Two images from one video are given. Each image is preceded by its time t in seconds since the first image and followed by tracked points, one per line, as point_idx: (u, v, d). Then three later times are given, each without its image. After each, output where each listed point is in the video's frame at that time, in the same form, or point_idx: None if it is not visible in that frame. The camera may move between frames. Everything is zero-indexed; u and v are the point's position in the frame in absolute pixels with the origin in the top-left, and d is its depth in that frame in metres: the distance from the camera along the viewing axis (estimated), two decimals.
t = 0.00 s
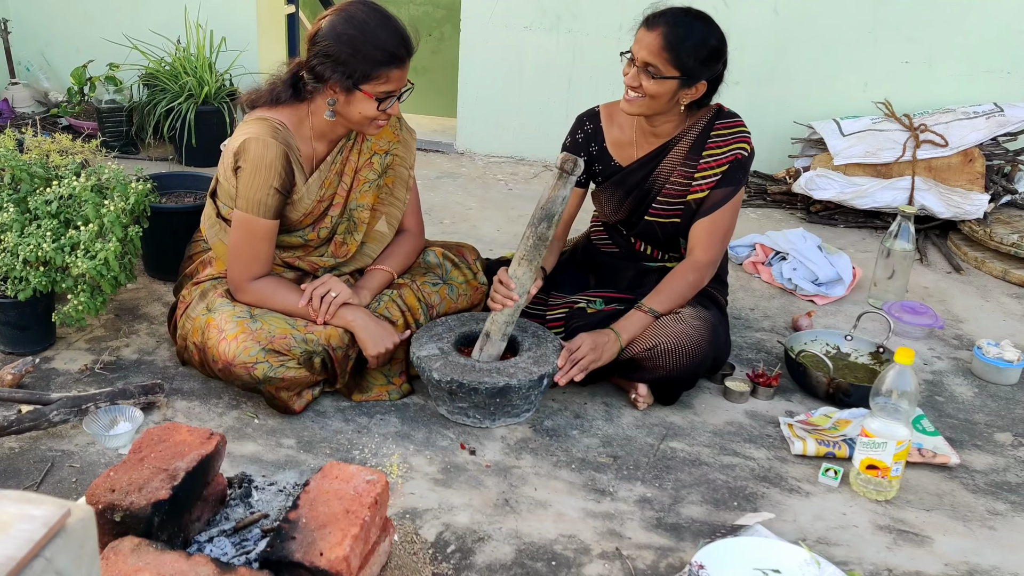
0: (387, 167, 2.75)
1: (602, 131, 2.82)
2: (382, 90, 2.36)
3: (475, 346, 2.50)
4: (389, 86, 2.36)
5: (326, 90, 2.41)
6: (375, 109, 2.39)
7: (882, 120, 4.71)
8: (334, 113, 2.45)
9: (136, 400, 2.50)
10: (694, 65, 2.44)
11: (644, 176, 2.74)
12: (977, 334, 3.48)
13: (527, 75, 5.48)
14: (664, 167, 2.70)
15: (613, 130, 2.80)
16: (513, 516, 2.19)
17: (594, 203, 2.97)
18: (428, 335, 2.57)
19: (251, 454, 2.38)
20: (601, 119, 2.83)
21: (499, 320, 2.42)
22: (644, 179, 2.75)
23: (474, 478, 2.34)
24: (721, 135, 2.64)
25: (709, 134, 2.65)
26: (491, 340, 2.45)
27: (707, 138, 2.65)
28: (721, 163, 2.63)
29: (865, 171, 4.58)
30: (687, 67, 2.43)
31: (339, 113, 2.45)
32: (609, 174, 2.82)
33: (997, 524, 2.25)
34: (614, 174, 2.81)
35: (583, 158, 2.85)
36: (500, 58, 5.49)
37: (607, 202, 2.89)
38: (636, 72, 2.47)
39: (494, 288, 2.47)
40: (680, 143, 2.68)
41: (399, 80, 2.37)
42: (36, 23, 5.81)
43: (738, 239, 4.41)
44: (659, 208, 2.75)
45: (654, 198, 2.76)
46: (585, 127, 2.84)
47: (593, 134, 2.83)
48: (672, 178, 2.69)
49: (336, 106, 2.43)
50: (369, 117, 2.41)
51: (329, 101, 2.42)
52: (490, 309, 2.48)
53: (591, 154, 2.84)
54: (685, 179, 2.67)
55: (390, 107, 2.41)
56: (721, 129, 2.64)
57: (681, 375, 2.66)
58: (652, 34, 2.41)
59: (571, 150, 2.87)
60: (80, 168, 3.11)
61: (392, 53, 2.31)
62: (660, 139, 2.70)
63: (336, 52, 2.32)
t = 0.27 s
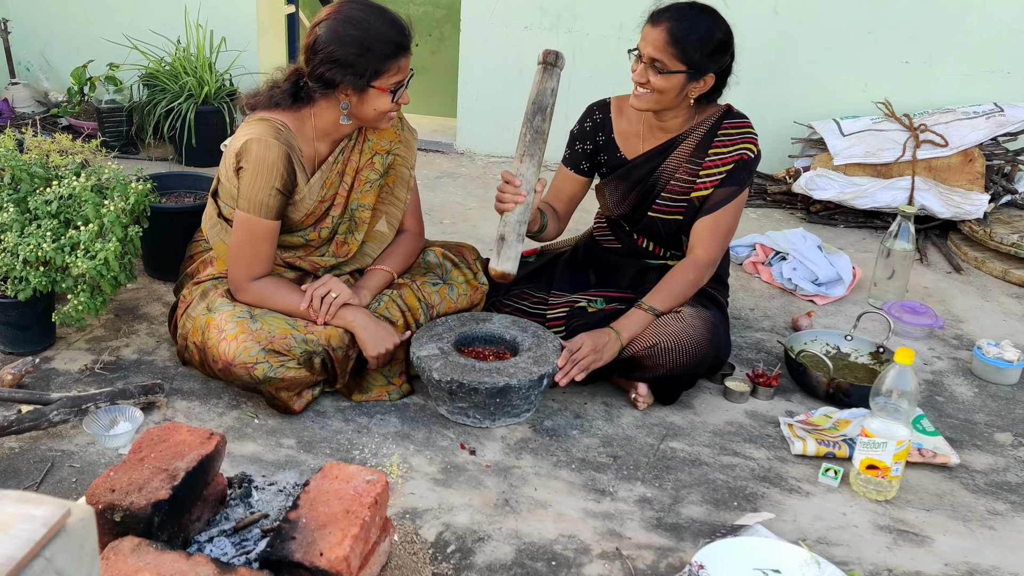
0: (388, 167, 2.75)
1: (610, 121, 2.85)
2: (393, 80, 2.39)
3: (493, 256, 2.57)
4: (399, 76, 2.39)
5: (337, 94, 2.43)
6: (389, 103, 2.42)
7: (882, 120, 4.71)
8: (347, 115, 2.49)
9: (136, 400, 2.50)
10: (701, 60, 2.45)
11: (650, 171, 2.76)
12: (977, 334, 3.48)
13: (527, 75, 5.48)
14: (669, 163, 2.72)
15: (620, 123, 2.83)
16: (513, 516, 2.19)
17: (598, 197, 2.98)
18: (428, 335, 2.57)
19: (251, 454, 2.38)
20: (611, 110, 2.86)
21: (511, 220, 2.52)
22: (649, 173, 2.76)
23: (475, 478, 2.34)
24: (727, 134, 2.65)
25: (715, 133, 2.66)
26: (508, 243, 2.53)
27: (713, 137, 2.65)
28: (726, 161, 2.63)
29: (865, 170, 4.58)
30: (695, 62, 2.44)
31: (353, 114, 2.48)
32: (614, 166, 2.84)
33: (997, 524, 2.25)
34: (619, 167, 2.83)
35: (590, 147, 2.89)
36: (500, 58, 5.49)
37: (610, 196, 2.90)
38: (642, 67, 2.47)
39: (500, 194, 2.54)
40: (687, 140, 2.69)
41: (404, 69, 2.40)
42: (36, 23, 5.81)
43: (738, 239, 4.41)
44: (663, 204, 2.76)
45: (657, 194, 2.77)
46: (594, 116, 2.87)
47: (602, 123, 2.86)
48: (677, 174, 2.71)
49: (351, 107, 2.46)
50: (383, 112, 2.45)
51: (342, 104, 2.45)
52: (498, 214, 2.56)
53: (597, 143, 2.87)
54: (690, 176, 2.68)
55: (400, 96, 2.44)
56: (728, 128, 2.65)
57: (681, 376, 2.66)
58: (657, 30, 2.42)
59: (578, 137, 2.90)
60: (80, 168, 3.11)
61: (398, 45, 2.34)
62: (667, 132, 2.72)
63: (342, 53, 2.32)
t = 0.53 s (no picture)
0: (384, 165, 2.77)
1: (613, 118, 2.87)
2: (385, 77, 2.37)
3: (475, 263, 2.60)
4: (390, 73, 2.37)
5: (327, 91, 2.40)
6: (379, 101, 2.39)
7: (882, 120, 4.71)
8: (342, 114, 2.45)
9: (136, 400, 2.50)
10: (686, 71, 2.43)
11: (651, 166, 2.76)
12: (977, 334, 3.48)
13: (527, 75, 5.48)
14: (671, 159, 2.72)
15: (623, 120, 2.84)
16: (513, 516, 2.19)
17: (600, 192, 2.99)
18: (428, 336, 2.57)
19: (251, 454, 2.38)
20: (614, 106, 2.87)
21: (488, 226, 2.54)
22: (651, 169, 2.76)
23: (475, 478, 2.34)
24: (729, 131, 2.65)
25: (717, 130, 2.66)
26: (486, 249, 2.55)
27: (715, 133, 2.66)
28: (727, 157, 2.64)
29: (865, 170, 4.58)
30: (681, 76, 2.43)
31: (343, 113, 2.45)
32: (617, 161, 2.85)
33: (997, 524, 2.25)
34: (621, 162, 2.84)
35: (593, 142, 2.91)
36: (500, 59, 5.49)
37: (612, 190, 2.90)
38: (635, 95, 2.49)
39: (478, 202, 2.57)
40: (689, 136, 2.69)
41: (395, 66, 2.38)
42: (36, 24, 5.81)
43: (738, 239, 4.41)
44: (664, 199, 2.76)
45: (658, 189, 2.78)
46: (598, 112, 2.89)
47: (605, 120, 2.88)
48: (679, 170, 2.71)
49: (342, 106, 2.42)
50: (374, 109, 2.42)
51: (333, 101, 2.42)
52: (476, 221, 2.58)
53: (600, 139, 2.89)
54: (691, 172, 2.68)
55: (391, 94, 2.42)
56: (730, 125, 2.65)
57: (681, 375, 2.66)
58: (635, 61, 2.40)
59: (582, 133, 2.92)
60: (80, 168, 3.11)
61: (385, 39, 2.32)
62: (670, 130, 2.71)
63: (331, 51, 2.30)
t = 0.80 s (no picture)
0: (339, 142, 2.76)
1: (601, 126, 2.86)
2: (301, 91, 2.28)
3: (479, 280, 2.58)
4: (308, 85, 2.28)
5: (251, 86, 2.38)
6: (292, 107, 2.31)
7: (882, 120, 4.71)
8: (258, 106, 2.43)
9: (136, 400, 2.50)
10: (685, 65, 2.43)
11: (644, 171, 2.76)
12: (977, 334, 3.48)
13: (528, 75, 5.48)
14: (664, 163, 2.72)
15: (612, 126, 2.83)
16: (513, 516, 2.19)
17: (595, 201, 2.99)
18: (427, 335, 2.57)
19: (251, 454, 2.38)
20: (601, 114, 2.87)
21: (491, 249, 2.50)
22: (644, 174, 2.76)
23: (475, 478, 2.34)
24: (721, 132, 2.64)
25: (709, 132, 2.65)
26: (490, 272, 2.53)
27: (706, 135, 2.65)
28: (720, 160, 2.63)
29: (865, 170, 4.58)
30: (680, 68, 2.43)
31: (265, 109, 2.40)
32: (609, 169, 2.85)
33: (997, 524, 2.25)
34: (613, 170, 2.83)
35: (584, 152, 2.91)
36: (501, 59, 5.49)
37: (607, 199, 2.91)
38: (628, 87, 2.46)
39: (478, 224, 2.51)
40: (680, 139, 2.69)
41: (318, 81, 2.29)
42: (36, 24, 5.81)
43: (738, 239, 4.41)
44: (659, 205, 2.76)
45: (652, 196, 2.78)
46: (586, 122, 2.89)
47: (593, 129, 2.87)
48: (672, 174, 2.71)
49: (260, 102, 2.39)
50: (289, 114, 2.35)
51: (253, 96, 2.40)
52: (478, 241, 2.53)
53: (591, 149, 2.89)
54: (685, 176, 2.68)
55: (314, 106, 2.33)
56: (721, 126, 2.64)
57: (681, 374, 2.66)
58: (635, 46, 2.39)
59: (572, 143, 2.92)
60: (80, 168, 3.11)
61: (309, 54, 2.23)
62: (659, 134, 2.71)
63: (255, 49, 2.26)
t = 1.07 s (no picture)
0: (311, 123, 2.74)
1: (596, 134, 2.83)
2: (221, 54, 2.32)
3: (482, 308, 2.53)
4: (222, 49, 2.31)
5: (185, 74, 2.44)
6: (224, 76, 2.37)
7: (882, 120, 4.71)
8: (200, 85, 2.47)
9: (136, 400, 2.50)
10: (679, 78, 2.42)
11: (641, 180, 2.75)
12: (977, 334, 3.48)
13: (527, 75, 5.48)
14: (661, 171, 2.71)
15: (607, 134, 2.81)
16: (513, 516, 2.19)
17: (593, 208, 2.98)
18: (427, 336, 2.57)
19: (251, 454, 2.38)
20: (595, 122, 2.84)
21: (492, 276, 2.43)
22: (641, 183, 2.75)
23: (475, 478, 2.34)
24: (717, 138, 2.64)
25: (705, 138, 2.65)
26: (491, 298, 2.48)
27: (703, 142, 2.65)
28: (718, 166, 2.63)
29: (865, 170, 4.58)
30: (674, 82, 2.42)
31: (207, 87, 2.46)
32: (606, 178, 2.83)
33: (997, 524, 2.25)
34: (610, 179, 2.82)
35: (579, 162, 2.88)
36: (501, 59, 5.49)
37: (605, 206, 2.90)
38: (623, 104, 2.45)
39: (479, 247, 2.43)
40: (677, 147, 2.68)
41: (233, 42, 2.32)
42: (36, 24, 5.81)
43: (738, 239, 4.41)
44: (659, 212, 2.76)
45: (650, 203, 2.77)
46: (580, 131, 2.86)
47: (587, 138, 2.85)
48: (670, 182, 2.71)
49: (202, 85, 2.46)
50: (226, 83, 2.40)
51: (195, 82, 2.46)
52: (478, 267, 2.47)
53: (586, 158, 2.87)
54: (683, 183, 2.68)
55: (241, 66, 2.37)
56: (716, 132, 2.65)
57: (680, 375, 2.67)
58: (629, 66, 2.37)
59: (567, 153, 2.89)
60: (80, 168, 3.11)
61: (206, 20, 2.26)
62: (654, 143, 2.70)
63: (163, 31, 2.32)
